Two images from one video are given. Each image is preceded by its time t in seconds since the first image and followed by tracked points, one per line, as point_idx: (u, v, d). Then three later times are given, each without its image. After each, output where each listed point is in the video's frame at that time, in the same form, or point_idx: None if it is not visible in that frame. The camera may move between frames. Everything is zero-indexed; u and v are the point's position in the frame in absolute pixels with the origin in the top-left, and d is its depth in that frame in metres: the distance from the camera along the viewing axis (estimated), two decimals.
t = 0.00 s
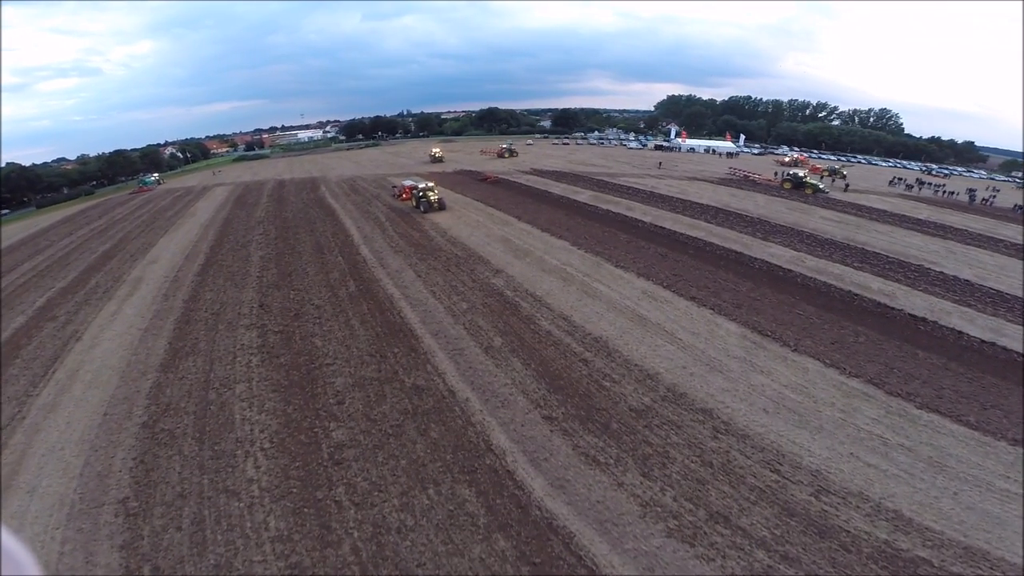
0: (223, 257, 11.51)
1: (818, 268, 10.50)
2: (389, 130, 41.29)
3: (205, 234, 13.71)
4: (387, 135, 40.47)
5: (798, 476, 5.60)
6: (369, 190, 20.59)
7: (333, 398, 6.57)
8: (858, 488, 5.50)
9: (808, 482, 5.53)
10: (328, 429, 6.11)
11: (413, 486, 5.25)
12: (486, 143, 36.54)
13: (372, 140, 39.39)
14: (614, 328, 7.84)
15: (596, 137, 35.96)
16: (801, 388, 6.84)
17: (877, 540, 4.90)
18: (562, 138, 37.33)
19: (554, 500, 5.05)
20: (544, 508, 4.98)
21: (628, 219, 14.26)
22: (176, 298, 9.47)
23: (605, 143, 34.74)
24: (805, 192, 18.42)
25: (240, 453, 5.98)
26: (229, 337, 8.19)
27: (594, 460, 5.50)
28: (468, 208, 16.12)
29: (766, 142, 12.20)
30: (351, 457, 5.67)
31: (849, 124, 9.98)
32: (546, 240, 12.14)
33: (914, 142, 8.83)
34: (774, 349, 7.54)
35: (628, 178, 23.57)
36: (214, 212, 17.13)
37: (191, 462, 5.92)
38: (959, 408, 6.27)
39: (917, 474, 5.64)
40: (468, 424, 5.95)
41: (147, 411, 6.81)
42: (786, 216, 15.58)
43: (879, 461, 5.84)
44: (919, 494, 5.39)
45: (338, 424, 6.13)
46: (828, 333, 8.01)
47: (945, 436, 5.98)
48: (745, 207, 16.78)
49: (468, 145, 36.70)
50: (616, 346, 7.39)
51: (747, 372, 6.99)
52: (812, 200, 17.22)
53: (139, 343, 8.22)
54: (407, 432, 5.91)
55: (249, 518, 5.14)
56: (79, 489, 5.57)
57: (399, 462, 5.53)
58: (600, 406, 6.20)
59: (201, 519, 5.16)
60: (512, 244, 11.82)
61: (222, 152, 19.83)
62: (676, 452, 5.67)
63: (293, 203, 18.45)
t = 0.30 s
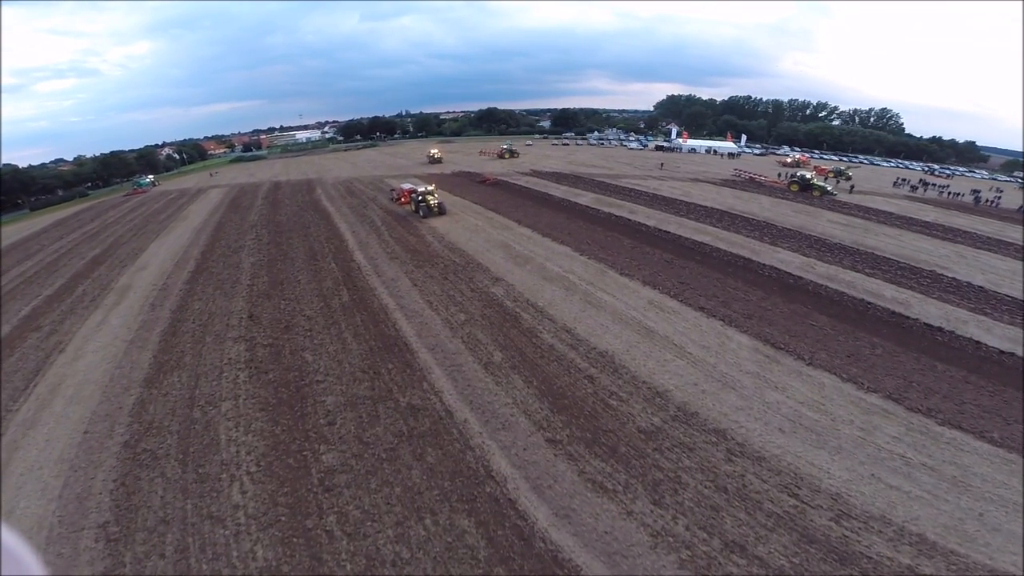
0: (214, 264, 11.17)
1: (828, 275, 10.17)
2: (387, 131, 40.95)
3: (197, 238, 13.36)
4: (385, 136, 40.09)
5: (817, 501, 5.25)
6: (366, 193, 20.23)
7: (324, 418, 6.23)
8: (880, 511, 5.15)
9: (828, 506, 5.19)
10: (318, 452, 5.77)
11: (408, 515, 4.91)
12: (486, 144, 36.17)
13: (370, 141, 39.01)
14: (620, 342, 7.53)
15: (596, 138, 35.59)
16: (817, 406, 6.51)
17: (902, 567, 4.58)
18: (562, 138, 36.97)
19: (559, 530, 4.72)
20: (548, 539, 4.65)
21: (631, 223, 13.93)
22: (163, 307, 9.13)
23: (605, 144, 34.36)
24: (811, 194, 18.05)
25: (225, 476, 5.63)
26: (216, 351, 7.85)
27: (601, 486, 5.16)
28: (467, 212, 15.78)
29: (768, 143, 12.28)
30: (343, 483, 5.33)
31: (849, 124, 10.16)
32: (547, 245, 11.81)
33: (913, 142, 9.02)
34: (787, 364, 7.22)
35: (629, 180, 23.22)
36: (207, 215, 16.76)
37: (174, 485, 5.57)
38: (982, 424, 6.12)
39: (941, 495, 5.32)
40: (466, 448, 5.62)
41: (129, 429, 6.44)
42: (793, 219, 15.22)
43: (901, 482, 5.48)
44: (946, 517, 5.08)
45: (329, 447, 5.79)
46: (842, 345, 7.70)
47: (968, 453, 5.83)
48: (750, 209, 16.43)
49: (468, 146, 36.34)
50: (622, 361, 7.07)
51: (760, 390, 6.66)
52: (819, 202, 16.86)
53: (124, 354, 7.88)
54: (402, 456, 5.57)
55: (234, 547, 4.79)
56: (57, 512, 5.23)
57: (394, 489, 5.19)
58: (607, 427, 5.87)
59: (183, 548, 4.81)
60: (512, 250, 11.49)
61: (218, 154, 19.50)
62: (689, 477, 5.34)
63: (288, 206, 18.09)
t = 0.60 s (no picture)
0: (205, 271, 10.85)
1: (838, 282, 9.87)
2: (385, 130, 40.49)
3: (189, 242, 13.02)
4: (383, 137, 39.74)
5: (836, 523, 4.96)
6: (363, 195, 19.93)
7: (315, 438, 5.93)
8: (901, 533, 4.86)
9: (847, 529, 4.90)
10: (310, 474, 5.47)
11: (405, 543, 4.61)
12: (485, 144, 35.87)
13: (368, 140, 38.62)
14: (626, 354, 7.24)
15: (596, 138, 35.30)
16: (834, 422, 6.21)
17: None
18: (561, 138, 36.68)
19: (566, 560, 4.42)
20: (553, 570, 4.34)
21: (634, 226, 13.63)
22: (149, 316, 8.80)
23: (605, 145, 34.09)
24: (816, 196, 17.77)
25: (211, 499, 5.32)
26: (205, 364, 7.55)
27: (609, 513, 4.86)
28: (465, 215, 15.46)
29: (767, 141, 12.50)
30: (335, 508, 5.03)
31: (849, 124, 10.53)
32: (548, 251, 11.50)
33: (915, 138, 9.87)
34: (801, 377, 6.94)
35: (630, 181, 22.92)
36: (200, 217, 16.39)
37: (158, 507, 5.26)
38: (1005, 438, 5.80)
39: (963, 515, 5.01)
40: (466, 471, 5.32)
41: (112, 447, 6.09)
42: (799, 222, 14.93)
43: (923, 501, 5.18)
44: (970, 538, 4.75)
45: (320, 470, 5.49)
46: (857, 357, 7.43)
47: (991, 469, 5.47)
48: (754, 212, 16.13)
49: (467, 145, 36.05)
50: (629, 375, 6.78)
51: (775, 406, 6.37)
52: (824, 205, 16.57)
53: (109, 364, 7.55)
54: (399, 479, 5.27)
55: None
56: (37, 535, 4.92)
57: (390, 515, 4.89)
58: (614, 448, 5.57)
59: None
60: (513, 255, 11.20)
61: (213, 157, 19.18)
62: (702, 501, 5.04)
63: (283, 209, 17.75)
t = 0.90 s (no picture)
0: (195, 277, 10.55)
1: (849, 289, 9.59)
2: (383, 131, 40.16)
3: (182, 246, 12.71)
4: (382, 137, 39.42)
5: (856, 546, 4.68)
6: (360, 198, 19.61)
7: (305, 460, 5.64)
8: (924, 554, 4.60)
9: (868, 552, 4.62)
10: (301, 498, 5.17)
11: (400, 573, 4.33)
12: (484, 145, 35.57)
13: (367, 141, 38.30)
14: (632, 368, 6.98)
15: (596, 138, 35.03)
16: (851, 438, 5.91)
17: None
18: (561, 138, 36.41)
19: None
20: None
21: (637, 230, 13.34)
22: (134, 324, 8.48)
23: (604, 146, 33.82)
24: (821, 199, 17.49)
25: (197, 522, 5.01)
26: (191, 379, 7.24)
27: (617, 540, 4.57)
28: (464, 219, 15.16)
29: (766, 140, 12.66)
30: (327, 535, 4.74)
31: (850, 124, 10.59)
32: (549, 256, 11.21)
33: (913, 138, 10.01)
34: (815, 391, 6.66)
35: (631, 182, 22.62)
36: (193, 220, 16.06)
37: (141, 530, 4.96)
38: None
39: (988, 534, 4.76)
40: (465, 496, 5.03)
41: (95, 465, 5.78)
42: (805, 225, 14.64)
43: (946, 521, 4.91)
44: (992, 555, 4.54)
45: (311, 493, 5.20)
46: (872, 368, 7.16)
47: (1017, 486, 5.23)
48: (758, 214, 15.83)
49: (465, 146, 35.75)
50: (636, 390, 6.51)
51: (789, 422, 6.09)
52: (829, 207, 16.29)
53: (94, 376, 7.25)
54: (394, 504, 4.99)
55: None
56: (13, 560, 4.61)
57: (385, 544, 4.60)
58: (621, 470, 5.29)
59: None
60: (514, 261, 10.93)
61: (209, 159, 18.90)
62: (715, 525, 4.77)
63: (278, 212, 17.43)
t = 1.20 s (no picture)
0: (176, 288, 10.18)
1: (850, 294, 9.41)
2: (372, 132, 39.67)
3: (166, 254, 12.32)
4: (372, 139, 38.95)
5: (871, 565, 4.48)
6: (349, 201, 19.23)
7: (290, 485, 5.36)
8: (940, 572, 4.40)
9: (885, 571, 4.42)
10: (289, 526, 4.89)
11: None
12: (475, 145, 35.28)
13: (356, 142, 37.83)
14: (634, 382, 6.75)
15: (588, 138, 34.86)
16: (861, 452, 5.71)
17: None
18: (552, 138, 36.23)
19: None
20: None
21: (632, 233, 13.11)
22: (114, 337, 8.12)
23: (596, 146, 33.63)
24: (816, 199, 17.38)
25: (179, 551, 4.71)
26: (166, 398, 6.90)
27: (623, 567, 4.33)
28: (456, 223, 14.87)
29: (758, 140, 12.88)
30: (317, 566, 4.46)
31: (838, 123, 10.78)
32: (544, 262, 10.96)
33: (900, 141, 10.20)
34: (823, 403, 6.46)
35: (625, 183, 22.39)
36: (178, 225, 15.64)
37: (118, 560, 4.65)
38: None
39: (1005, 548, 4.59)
40: (461, 524, 4.78)
41: (70, 489, 5.46)
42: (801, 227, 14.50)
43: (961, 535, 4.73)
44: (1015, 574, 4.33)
45: (299, 521, 4.92)
46: (879, 378, 6.98)
47: None
48: (754, 215, 15.67)
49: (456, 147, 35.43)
50: (639, 406, 6.28)
51: (798, 436, 5.88)
52: (824, 207, 16.19)
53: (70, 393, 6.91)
54: (387, 532, 4.73)
55: None
56: None
57: None
58: (625, 493, 5.05)
59: None
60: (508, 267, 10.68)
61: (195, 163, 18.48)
62: (725, 547, 4.55)
63: (265, 217, 17.03)
